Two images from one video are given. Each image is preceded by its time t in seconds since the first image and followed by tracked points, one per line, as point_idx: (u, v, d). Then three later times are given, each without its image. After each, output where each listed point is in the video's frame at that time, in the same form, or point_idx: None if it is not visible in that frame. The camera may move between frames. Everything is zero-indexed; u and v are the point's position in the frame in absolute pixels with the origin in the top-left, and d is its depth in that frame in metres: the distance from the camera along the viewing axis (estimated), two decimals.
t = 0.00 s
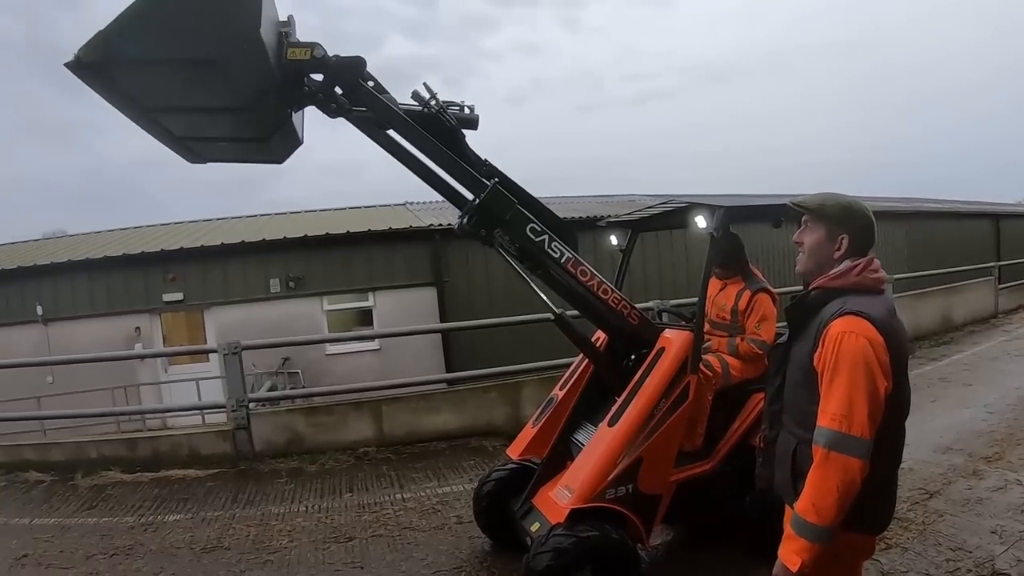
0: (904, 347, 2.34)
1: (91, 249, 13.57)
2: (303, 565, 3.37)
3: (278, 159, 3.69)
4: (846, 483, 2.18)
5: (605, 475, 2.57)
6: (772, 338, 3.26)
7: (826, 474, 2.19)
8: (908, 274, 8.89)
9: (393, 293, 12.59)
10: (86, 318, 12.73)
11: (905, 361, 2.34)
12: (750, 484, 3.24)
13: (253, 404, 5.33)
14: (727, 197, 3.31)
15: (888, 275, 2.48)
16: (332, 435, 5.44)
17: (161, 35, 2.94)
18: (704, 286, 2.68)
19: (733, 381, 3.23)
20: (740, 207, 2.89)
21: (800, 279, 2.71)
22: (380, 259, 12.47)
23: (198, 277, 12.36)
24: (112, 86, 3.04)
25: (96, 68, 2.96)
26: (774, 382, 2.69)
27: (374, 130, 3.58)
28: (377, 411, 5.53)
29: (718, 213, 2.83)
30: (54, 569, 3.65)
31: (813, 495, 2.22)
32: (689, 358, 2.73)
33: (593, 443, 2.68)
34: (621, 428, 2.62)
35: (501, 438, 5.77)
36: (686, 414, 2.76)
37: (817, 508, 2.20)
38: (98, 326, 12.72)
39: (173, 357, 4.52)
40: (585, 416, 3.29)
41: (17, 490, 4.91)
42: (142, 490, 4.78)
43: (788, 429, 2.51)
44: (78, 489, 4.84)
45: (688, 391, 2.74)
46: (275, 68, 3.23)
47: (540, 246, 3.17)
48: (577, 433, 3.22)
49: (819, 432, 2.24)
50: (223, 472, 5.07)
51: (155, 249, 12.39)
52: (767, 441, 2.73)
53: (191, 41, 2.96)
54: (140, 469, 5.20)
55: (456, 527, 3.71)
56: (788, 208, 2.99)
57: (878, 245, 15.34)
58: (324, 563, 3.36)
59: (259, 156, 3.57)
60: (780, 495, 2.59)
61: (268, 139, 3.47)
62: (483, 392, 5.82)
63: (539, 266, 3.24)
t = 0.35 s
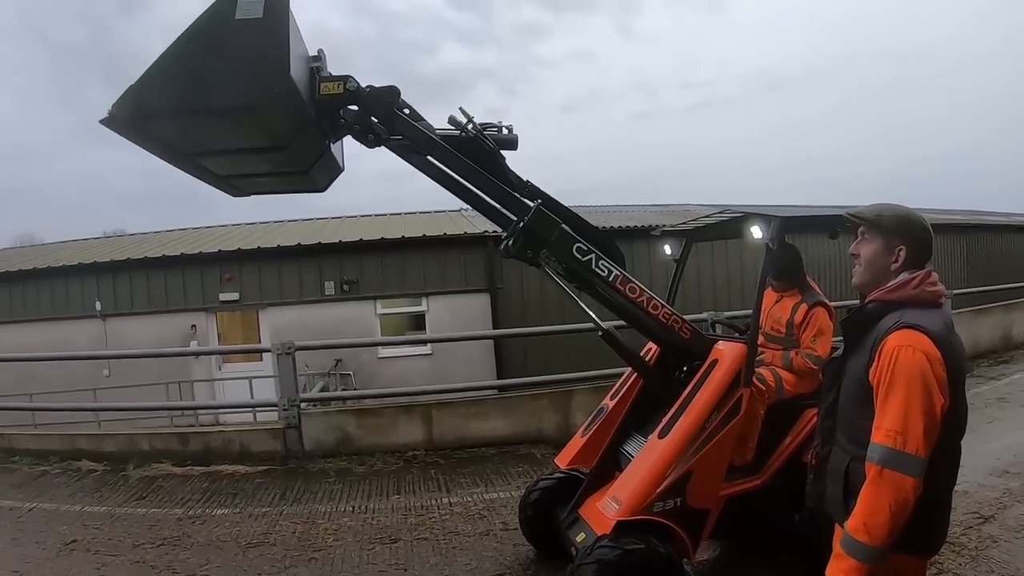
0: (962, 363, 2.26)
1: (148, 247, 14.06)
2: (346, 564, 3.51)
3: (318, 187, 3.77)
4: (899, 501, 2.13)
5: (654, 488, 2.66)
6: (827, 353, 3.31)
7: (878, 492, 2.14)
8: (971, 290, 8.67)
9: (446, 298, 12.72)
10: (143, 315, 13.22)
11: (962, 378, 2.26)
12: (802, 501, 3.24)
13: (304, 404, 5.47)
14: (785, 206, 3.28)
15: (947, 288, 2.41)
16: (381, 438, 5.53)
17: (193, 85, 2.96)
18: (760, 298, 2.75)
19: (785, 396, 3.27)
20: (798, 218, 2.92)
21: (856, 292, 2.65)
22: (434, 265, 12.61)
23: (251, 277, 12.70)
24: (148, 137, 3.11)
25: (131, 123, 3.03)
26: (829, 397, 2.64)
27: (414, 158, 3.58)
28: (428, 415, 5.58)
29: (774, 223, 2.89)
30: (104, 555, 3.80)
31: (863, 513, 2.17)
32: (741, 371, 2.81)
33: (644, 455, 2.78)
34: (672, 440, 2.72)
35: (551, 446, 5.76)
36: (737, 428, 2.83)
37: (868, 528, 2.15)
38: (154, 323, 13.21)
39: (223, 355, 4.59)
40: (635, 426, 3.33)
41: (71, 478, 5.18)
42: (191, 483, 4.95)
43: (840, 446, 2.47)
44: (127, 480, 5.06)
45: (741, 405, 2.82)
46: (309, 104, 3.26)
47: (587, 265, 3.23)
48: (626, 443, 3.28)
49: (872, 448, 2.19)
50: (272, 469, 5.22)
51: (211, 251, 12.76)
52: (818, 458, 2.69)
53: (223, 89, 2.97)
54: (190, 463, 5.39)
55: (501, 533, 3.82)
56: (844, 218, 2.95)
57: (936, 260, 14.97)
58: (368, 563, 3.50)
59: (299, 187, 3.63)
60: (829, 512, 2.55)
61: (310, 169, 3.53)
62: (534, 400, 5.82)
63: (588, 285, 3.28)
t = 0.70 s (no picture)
0: (1007, 380, 2.20)
1: (191, 249, 14.44)
2: (380, 567, 3.55)
3: (352, 218, 3.87)
4: (939, 520, 2.08)
5: (691, 501, 2.69)
6: (870, 367, 3.31)
7: (917, 509, 2.10)
8: None
9: (486, 304, 12.78)
10: (185, 315, 13.56)
11: (1007, 395, 2.20)
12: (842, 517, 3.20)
13: (343, 407, 5.55)
14: (830, 217, 3.24)
15: (992, 303, 2.35)
16: (419, 443, 5.57)
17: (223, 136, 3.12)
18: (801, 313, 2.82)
19: (827, 410, 3.24)
20: (841, 229, 2.91)
21: (899, 306, 2.60)
22: (475, 271, 12.68)
23: (294, 282, 12.91)
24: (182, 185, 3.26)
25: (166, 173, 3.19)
26: (870, 413, 2.58)
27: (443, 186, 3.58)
28: (467, 421, 5.61)
29: (819, 236, 2.90)
30: (141, 549, 3.89)
31: (902, 531, 2.12)
32: (783, 385, 2.82)
33: (682, 467, 2.82)
34: (712, 453, 2.74)
35: (588, 456, 5.73)
36: (778, 441, 2.83)
37: (906, 546, 2.11)
38: (197, 324, 13.54)
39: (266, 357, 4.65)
40: (673, 438, 3.33)
41: (113, 472, 5.31)
42: (229, 482, 5.05)
43: (880, 462, 2.41)
44: (169, 476, 5.18)
45: (781, 419, 2.82)
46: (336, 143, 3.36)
47: (623, 286, 3.28)
48: (665, 455, 3.29)
49: (912, 464, 2.13)
50: (310, 470, 5.30)
51: (254, 254, 13.02)
52: (857, 474, 2.63)
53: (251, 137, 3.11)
54: (230, 461, 5.50)
55: (537, 542, 3.82)
56: (889, 231, 2.90)
57: (981, 274, 14.60)
58: (402, 567, 3.55)
59: (334, 219, 3.73)
60: (867, 530, 2.50)
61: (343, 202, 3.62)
62: (573, 409, 5.80)
63: (625, 305, 3.33)
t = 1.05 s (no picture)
0: None
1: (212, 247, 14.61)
2: (400, 564, 3.57)
3: (366, 241, 3.89)
4: (968, 526, 2.04)
5: (713, 503, 2.67)
6: (895, 370, 3.28)
7: (945, 514, 2.06)
8: None
9: (509, 304, 12.78)
10: (208, 313, 13.73)
11: None
12: (865, 523, 3.15)
13: (365, 404, 5.58)
14: (857, 219, 3.21)
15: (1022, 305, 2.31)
16: (441, 442, 5.59)
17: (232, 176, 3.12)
18: (827, 314, 2.83)
19: (851, 413, 3.20)
20: (866, 229, 2.90)
21: (927, 307, 2.56)
22: (498, 271, 12.69)
23: (317, 280, 13.03)
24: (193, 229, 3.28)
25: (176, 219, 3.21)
26: (897, 416, 2.54)
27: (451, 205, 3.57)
28: (489, 420, 5.63)
29: (845, 235, 2.87)
30: (162, 544, 3.94)
31: (928, 534, 2.09)
32: (807, 387, 2.80)
33: (705, 468, 2.81)
34: (735, 454, 2.73)
35: (611, 457, 5.71)
36: (801, 444, 2.81)
37: (932, 551, 2.07)
38: (219, 322, 13.69)
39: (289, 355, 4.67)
40: (696, 439, 3.32)
41: (133, 468, 5.37)
42: (251, 478, 5.10)
43: (907, 466, 2.37)
44: (190, 472, 5.23)
45: (805, 422, 2.80)
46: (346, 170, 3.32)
47: (641, 296, 3.24)
48: (688, 457, 3.28)
49: (941, 467, 2.10)
50: (332, 467, 5.34)
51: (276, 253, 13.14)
52: (883, 478, 2.59)
53: (260, 176, 3.11)
54: (252, 458, 5.55)
55: (558, 542, 3.82)
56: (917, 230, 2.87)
57: (1011, 277, 14.39)
58: (422, 565, 3.56)
59: (348, 244, 3.75)
60: (892, 535, 2.46)
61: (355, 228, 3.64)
62: (596, 410, 5.78)
63: (645, 315, 3.30)
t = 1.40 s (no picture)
0: None
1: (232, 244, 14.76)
2: (420, 560, 3.58)
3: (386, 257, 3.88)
4: (992, 526, 2.01)
5: (733, 502, 2.66)
6: (918, 368, 3.25)
7: (968, 513, 2.03)
8: None
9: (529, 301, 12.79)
10: (228, 308, 13.89)
11: None
12: (888, 523, 3.12)
13: (386, 400, 5.62)
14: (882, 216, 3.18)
15: None
16: (461, 437, 5.61)
17: (250, 215, 3.13)
18: (851, 311, 2.84)
19: (873, 412, 3.18)
20: (890, 227, 2.87)
21: (952, 307, 2.52)
22: (519, 268, 12.70)
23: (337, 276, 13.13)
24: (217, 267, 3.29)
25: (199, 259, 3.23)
26: (921, 415, 2.51)
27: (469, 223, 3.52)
28: (509, 417, 5.64)
29: (868, 233, 2.85)
30: (182, 536, 3.99)
31: (951, 534, 2.06)
32: (830, 385, 2.78)
33: (726, 468, 2.80)
34: (757, 454, 2.72)
35: (631, 454, 5.70)
36: (824, 443, 2.79)
37: (955, 552, 2.05)
38: (239, 318, 13.85)
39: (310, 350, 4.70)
40: (717, 438, 3.30)
41: (157, 460, 5.45)
42: (271, 472, 5.15)
43: (930, 466, 2.34)
44: (212, 466, 5.30)
45: (828, 420, 2.78)
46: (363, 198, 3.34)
47: (659, 303, 3.21)
48: (709, 455, 3.27)
49: (964, 466, 2.07)
50: (353, 462, 5.39)
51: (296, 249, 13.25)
52: (907, 478, 2.56)
53: (281, 213, 3.11)
54: (274, 451, 5.61)
55: (577, 539, 3.82)
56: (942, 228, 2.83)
57: None
58: (441, 561, 3.57)
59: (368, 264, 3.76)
60: (915, 536, 2.43)
61: (375, 249, 3.63)
62: (616, 407, 5.78)
63: (665, 321, 3.26)
